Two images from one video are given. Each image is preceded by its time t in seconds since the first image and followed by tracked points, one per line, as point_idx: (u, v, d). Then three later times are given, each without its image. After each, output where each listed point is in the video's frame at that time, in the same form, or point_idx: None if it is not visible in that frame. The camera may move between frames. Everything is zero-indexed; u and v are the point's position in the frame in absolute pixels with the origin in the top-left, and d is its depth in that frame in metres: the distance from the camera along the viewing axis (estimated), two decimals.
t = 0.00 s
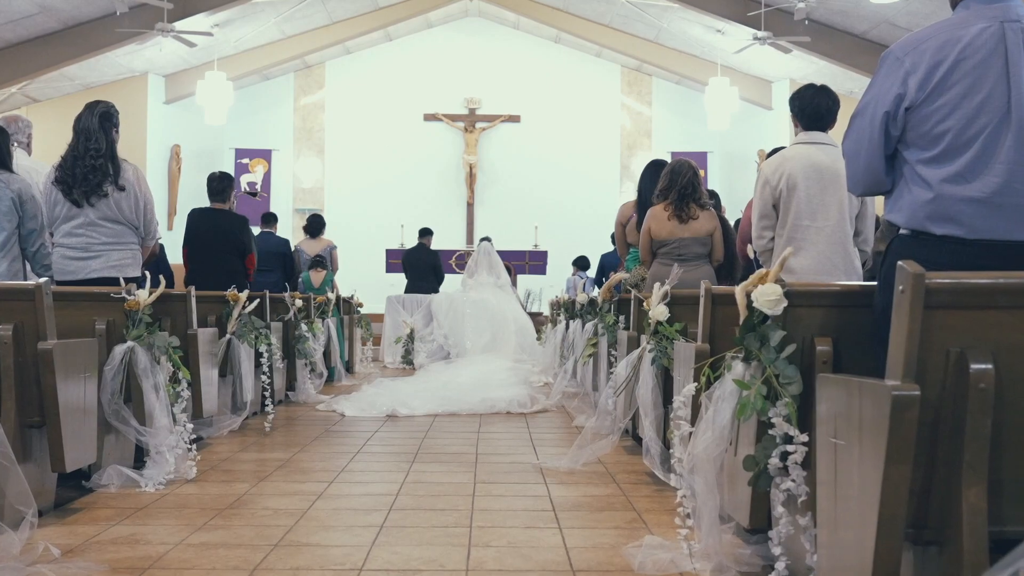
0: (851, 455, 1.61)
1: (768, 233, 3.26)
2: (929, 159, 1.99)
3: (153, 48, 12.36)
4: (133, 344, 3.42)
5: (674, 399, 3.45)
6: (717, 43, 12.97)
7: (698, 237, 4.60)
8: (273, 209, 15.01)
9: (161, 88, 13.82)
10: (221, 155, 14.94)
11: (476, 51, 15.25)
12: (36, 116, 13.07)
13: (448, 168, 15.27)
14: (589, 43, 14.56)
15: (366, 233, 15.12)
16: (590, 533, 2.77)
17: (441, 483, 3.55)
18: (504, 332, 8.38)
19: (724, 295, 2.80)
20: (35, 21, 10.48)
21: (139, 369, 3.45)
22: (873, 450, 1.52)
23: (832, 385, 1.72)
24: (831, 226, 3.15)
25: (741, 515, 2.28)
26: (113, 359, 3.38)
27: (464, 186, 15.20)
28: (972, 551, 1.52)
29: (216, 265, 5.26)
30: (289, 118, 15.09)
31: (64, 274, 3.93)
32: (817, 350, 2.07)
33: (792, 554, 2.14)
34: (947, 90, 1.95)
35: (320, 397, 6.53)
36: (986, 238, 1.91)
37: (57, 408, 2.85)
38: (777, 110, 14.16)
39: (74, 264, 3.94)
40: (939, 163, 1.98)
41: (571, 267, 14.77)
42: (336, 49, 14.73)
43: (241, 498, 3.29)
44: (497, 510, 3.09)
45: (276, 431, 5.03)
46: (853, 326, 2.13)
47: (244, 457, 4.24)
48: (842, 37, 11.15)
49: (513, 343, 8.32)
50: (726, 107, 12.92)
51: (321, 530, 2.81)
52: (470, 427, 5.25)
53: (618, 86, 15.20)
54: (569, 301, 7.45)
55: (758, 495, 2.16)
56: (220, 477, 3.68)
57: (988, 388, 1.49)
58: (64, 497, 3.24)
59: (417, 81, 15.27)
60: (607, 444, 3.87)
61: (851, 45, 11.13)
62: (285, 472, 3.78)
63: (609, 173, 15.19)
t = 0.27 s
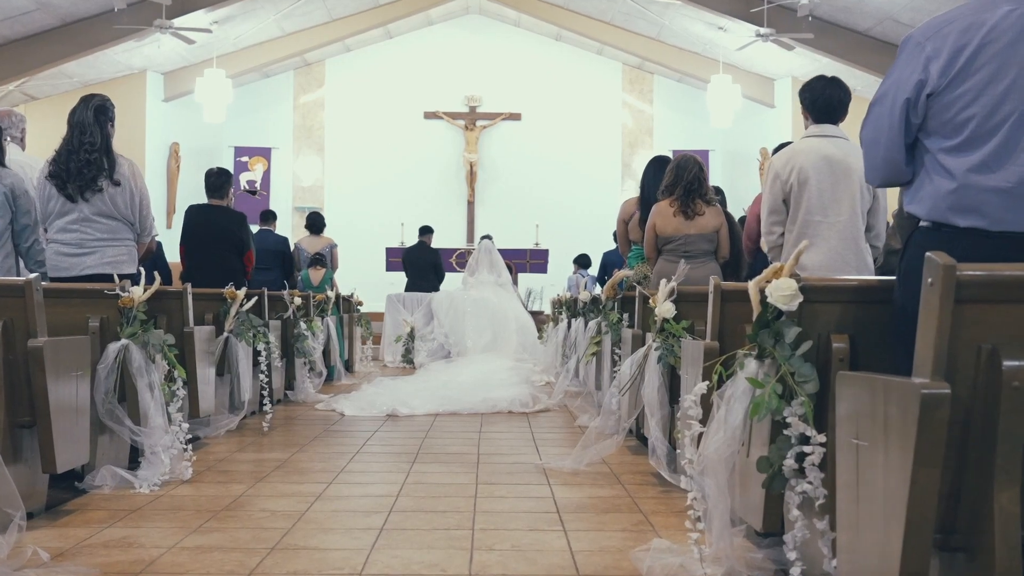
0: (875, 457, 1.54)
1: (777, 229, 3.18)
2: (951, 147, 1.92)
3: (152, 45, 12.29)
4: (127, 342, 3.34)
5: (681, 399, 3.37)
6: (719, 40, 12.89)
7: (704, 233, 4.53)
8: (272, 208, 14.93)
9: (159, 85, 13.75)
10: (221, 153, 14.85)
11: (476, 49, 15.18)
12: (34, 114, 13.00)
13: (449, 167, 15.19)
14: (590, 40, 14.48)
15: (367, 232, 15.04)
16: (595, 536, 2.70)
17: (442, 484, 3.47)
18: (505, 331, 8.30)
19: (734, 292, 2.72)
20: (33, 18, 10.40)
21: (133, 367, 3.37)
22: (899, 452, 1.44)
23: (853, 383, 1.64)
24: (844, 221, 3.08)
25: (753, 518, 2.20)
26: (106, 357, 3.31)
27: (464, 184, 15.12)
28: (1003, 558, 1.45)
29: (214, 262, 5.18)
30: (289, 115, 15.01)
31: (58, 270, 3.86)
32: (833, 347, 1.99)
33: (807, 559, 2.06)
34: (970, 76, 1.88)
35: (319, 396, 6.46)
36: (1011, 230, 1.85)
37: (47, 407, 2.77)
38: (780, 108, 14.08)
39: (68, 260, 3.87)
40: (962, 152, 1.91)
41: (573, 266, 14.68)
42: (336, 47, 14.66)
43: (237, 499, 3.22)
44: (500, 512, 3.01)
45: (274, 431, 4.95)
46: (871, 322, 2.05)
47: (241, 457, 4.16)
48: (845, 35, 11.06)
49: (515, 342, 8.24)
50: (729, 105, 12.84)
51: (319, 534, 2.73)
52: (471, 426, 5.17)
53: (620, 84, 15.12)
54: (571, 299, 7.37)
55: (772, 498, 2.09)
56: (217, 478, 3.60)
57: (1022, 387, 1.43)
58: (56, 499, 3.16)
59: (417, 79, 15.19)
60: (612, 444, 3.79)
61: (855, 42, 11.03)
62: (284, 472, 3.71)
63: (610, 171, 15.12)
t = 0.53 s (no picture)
0: (900, 459, 1.45)
1: (787, 224, 3.09)
2: (974, 135, 1.85)
3: (150, 41, 12.21)
4: (119, 339, 3.26)
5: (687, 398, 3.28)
6: (721, 37, 12.80)
7: (709, 229, 4.45)
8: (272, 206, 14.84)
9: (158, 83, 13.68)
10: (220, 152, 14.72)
11: (477, 46, 15.09)
12: (32, 112, 12.93)
13: (449, 165, 15.10)
14: (591, 38, 14.39)
15: (367, 231, 14.96)
16: (600, 540, 2.61)
17: (443, 485, 3.39)
18: (506, 330, 8.21)
19: (745, 288, 2.64)
20: (30, 14, 10.32)
21: (125, 366, 3.29)
22: (928, 454, 1.36)
23: (874, 381, 1.56)
24: (855, 215, 2.99)
25: (766, 522, 2.11)
26: (98, 355, 3.22)
27: (465, 182, 15.03)
28: None
29: (210, 259, 5.10)
30: (288, 113, 14.92)
31: (49, 266, 3.74)
32: (850, 344, 1.91)
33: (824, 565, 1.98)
34: (995, 59, 1.81)
35: (318, 395, 6.37)
36: None
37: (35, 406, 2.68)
38: (782, 105, 13.98)
39: (59, 255, 3.75)
40: (986, 139, 1.84)
41: (574, 265, 14.59)
42: (336, 44, 14.57)
43: (231, 501, 3.13)
44: (502, 514, 2.93)
45: (272, 430, 4.87)
46: (889, 318, 1.97)
47: (237, 458, 4.08)
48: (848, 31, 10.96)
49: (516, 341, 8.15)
50: (731, 102, 12.75)
51: (315, 537, 2.65)
52: (472, 426, 5.08)
53: (621, 82, 15.03)
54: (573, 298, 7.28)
55: (786, 501, 2.00)
56: (212, 479, 3.52)
57: None
58: (46, 501, 3.08)
59: (417, 77, 15.10)
60: (616, 444, 3.70)
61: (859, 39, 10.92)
62: (280, 473, 3.62)
63: (611, 169, 15.03)
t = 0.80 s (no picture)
0: (921, 464, 1.38)
1: (794, 220, 3.02)
2: (994, 125, 1.77)
3: (148, 40, 12.14)
4: (109, 339, 3.18)
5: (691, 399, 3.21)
6: (723, 35, 12.72)
7: (713, 227, 4.38)
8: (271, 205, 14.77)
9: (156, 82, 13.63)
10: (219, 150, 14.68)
11: (477, 45, 15.01)
12: (30, 111, 12.87)
13: (449, 164, 15.02)
14: (592, 36, 14.31)
15: (366, 230, 14.88)
16: (603, 545, 2.54)
17: (441, 488, 3.31)
18: (506, 330, 8.13)
19: (752, 285, 2.55)
20: (27, 12, 10.25)
21: (116, 366, 3.21)
22: (952, 460, 1.29)
23: (893, 382, 1.49)
24: (864, 212, 2.92)
25: (775, 528, 2.04)
26: (87, 355, 3.14)
27: (465, 182, 14.95)
28: None
29: (206, 257, 5.02)
30: (287, 112, 14.84)
31: (40, 264, 3.67)
32: (863, 343, 1.83)
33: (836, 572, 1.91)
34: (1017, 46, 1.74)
35: (316, 395, 6.29)
36: None
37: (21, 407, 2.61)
38: (784, 104, 13.89)
39: (50, 254, 3.67)
40: (1007, 129, 1.76)
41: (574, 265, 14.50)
42: (335, 43, 14.50)
43: (224, 505, 3.05)
44: (501, 518, 2.85)
45: (268, 432, 4.79)
46: (904, 316, 1.89)
47: (231, 460, 4.00)
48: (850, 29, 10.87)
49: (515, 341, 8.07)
50: (732, 101, 12.67)
51: (308, 543, 2.57)
52: (471, 427, 5.00)
53: (622, 81, 14.95)
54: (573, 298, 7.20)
55: (796, 507, 1.92)
56: (205, 481, 3.44)
57: None
58: (33, 505, 3.01)
59: (416, 76, 15.02)
60: (618, 446, 3.62)
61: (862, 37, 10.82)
62: (275, 476, 3.54)
63: (612, 169, 14.94)
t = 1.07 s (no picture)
0: (943, 467, 1.31)
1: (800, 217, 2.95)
2: (1012, 113, 1.70)
3: (146, 39, 12.08)
4: (100, 338, 3.11)
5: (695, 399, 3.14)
6: (724, 34, 12.65)
7: (715, 225, 4.31)
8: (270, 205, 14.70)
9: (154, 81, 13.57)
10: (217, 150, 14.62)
11: (476, 44, 14.94)
12: (28, 111, 12.82)
13: (449, 164, 14.95)
14: (592, 35, 14.23)
15: (366, 230, 14.81)
16: (605, 549, 2.47)
17: (440, 490, 3.24)
18: (506, 330, 8.07)
19: (758, 283, 2.47)
20: (24, 11, 10.18)
21: (107, 366, 3.14)
22: (976, 462, 1.22)
23: (911, 381, 1.42)
24: (873, 207, 2.85)
25: (783, 532, 1.97)
26: (78, 354, 3.07)
27: (465, 181, 14.88)
28: None
29: (202, 255, 4.95)
30: (286, 112, 14.78)
31: (32, 263, 3.59)
32: (875, 340, 1.76)
33: None
34: None
35: (313, 396, 6.22)
36: None
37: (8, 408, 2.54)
38: (786, 103, 13.82)
39: (42, 252, 3.59)
40: None
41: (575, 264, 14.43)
42: (334, 41, 14.43)
43: (217, 508, 2.99)
44: (500, 522, 2.78)
45: (264, 433, 4.72)
46: (917, 313, 1.82)
47: (227, 461, 3.93)
48: (852, 28, 10.79)
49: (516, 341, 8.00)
50: (733, 100, 12.60)
51: (303, 547, 2.50)
52: (471, 428, 4.94)
53: (622, 80, 14.88)
54: (573, 298, 7.14)
55: (806, 510, 1.85)
56: (198, 484, 3.37)
57: None
58: (22, 508, 2.94)
59: (416, 75, 14.95)
60: (619, 447, 3.55)
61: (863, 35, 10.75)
62: (270, 478, 3.47)
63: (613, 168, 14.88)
